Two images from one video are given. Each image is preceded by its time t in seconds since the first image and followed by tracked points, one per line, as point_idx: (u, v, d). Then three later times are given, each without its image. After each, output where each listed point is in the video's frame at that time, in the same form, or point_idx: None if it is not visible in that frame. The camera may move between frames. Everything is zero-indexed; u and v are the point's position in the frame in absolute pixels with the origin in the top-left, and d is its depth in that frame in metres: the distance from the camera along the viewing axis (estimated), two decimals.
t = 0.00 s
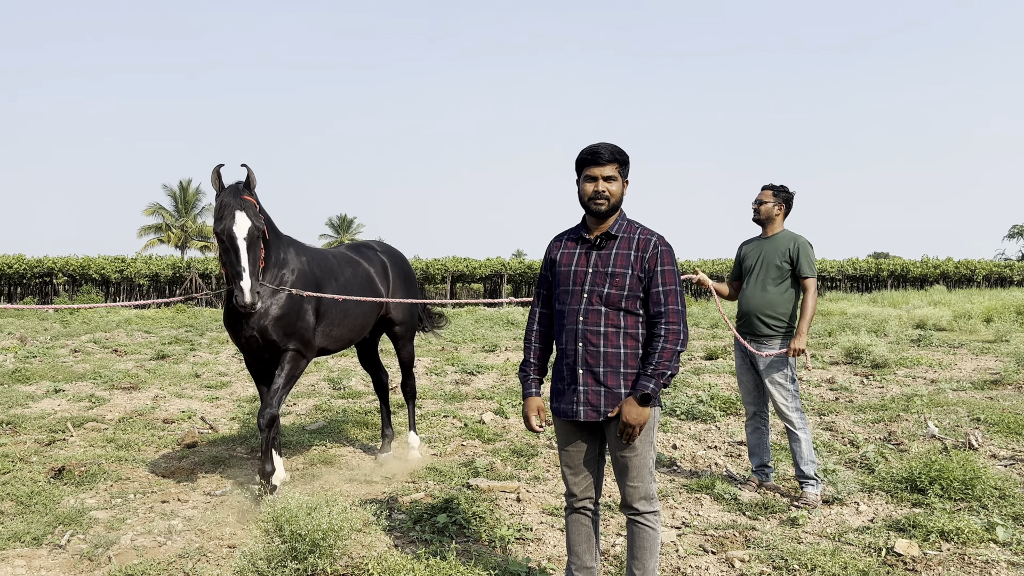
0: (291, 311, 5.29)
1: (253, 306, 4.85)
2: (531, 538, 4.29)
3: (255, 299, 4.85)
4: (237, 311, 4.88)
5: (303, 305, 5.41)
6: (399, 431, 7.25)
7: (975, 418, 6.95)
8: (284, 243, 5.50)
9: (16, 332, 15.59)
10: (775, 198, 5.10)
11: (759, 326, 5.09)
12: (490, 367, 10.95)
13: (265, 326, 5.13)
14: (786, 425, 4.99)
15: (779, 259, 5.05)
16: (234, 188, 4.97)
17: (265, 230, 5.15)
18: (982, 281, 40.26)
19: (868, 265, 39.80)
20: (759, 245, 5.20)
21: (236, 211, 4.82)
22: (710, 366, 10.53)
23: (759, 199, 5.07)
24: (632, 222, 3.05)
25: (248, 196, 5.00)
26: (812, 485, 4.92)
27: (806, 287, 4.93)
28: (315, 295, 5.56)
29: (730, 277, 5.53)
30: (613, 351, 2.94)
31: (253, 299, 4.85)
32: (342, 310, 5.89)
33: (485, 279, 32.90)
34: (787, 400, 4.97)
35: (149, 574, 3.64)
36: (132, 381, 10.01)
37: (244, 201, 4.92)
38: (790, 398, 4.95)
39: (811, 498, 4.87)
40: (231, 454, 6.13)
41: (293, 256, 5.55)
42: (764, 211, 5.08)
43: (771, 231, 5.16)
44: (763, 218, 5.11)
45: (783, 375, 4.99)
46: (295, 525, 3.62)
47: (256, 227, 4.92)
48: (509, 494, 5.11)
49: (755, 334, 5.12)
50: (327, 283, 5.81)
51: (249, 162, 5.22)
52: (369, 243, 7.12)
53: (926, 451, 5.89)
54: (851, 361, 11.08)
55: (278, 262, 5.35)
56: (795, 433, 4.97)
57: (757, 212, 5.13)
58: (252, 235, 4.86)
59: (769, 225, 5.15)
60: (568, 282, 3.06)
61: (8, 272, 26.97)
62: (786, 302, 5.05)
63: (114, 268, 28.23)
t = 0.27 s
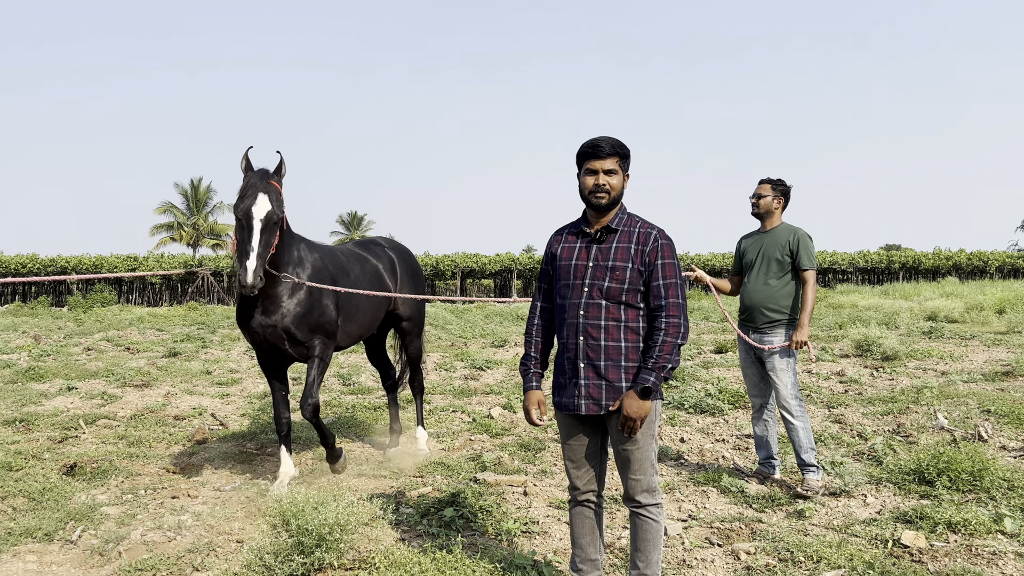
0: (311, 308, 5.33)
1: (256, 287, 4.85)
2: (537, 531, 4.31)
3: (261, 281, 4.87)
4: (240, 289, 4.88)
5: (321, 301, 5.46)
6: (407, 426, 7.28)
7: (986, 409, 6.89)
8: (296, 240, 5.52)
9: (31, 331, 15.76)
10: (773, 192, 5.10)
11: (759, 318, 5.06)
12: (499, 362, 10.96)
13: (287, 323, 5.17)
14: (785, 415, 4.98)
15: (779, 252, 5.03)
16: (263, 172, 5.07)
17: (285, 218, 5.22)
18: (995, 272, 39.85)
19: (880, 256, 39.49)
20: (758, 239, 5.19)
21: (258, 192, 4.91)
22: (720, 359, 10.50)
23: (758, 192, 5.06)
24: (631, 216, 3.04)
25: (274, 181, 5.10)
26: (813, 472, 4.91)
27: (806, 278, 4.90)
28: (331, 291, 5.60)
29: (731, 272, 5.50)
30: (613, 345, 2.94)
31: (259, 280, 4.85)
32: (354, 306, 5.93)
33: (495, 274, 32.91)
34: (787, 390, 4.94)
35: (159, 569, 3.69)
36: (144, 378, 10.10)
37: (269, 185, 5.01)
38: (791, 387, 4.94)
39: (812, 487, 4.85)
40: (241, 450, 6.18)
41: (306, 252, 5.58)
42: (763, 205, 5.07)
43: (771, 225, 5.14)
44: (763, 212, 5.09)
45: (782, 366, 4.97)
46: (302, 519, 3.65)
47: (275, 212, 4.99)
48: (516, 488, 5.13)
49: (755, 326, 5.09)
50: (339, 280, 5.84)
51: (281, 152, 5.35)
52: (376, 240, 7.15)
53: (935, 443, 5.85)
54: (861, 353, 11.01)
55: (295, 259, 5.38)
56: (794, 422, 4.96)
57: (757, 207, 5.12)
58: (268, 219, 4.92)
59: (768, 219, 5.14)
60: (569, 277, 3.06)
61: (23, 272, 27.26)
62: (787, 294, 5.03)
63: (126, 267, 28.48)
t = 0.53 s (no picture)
0: (335, 294, 5.34)
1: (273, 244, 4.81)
2: (548, 522, 4.31)
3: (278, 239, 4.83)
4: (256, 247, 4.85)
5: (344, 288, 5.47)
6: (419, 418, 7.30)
7: (1002, 399, 6.81)
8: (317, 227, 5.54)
9: (48, 327, 15.95)
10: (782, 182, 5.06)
11: (771, 309, 5.02)
12: (510, 354, 10.96)
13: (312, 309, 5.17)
14: (795, 407, 4.94)
15: (789, 242, 4.99)
16: (288, 140, 5.14)
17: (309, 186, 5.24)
18: (1012, 261, 39.32)
19: (895, 246, 39.08)
20: (767, 230, 5.14)
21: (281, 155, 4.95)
22: (732, 350, 10.44)
23: (768, 183, 5.01)
24: (639, 206, 3.02)
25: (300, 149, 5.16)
26: (816, 466, 4.84)
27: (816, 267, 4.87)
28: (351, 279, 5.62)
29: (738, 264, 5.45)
30: (621, 335, 2.93)
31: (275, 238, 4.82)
32: (372, 297, 5.94)
33: (506, 267, 32.89)
34: (797, 382, 4.90)
35: (172, 560, 3.73)
36: (159, 373, 10.21)
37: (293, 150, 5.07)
38: (802, 379, 4.89)
39: (814, 479, 4.78)
40: (254, 443, 6.24)
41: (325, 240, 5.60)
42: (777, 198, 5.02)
43: (779, 216, 5.10)
44: (774, 203, 5.04)
45: (793, 360, 4.92)
46: (313, 510, 3.67)
47: (297, 175, 5.00)
48: (528, 480, 5.14)
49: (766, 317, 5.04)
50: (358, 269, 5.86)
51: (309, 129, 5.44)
52: (391, 232, 7.16)
53: (950, 433, 5.78)
54: (876, 344, 10.91)
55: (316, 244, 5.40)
56: (803, 414, 4.93)
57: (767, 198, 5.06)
58: (289, 180, 4.93)
59: (777, 210, 5.09)
60: (576, 267, 3.05)
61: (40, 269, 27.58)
62: (797, 284, 4.99)
63: (141, 263, 28.74)
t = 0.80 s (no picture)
0: (357, 285, 5.33)
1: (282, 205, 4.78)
2: (559, 514, 4.30)
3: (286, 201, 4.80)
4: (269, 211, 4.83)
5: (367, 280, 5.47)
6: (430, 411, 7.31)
7: (1018, 390, 6.72)
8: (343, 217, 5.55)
9: (63, 322, 16.10)
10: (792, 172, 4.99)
11: (781, 299, 4.97)
12: (522, 347, 10.96)
13: (334, 299, 5.16)
14: (807, 399, 4.90)
15: (801, 233, 4.94)
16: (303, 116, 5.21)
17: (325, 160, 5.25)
18: None
19: (908, 237, 38.70)
20: (778, 222, 5.09)
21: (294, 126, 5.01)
22: (745, 343, 10.38)
23: (779, 174, 4.94)
24: (648, 197, 2.98)
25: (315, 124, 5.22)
26: (830, 458, 4.81)
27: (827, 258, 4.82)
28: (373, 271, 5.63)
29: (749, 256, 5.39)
30: (630, 327, 2.90)
31: (284, 199, 4.80)
32: (394, 290, 5.96)
33: (517, 260, 32.84)
34: (809, 373, 4.87)
35: (184, 553, 3.75)
36: (172, 367, 10.28)
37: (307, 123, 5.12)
38: (814, 371, 4.85)
39: (829, 471, 4.75)
40: (265, 437, 6.27)
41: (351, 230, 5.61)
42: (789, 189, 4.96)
43: (790, 207, 5.04)
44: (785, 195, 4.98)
45: (806, 351, 4.88)
46: (324, 504, 3.68)
47: (310, 143, 5.02)
48: (539, 472, 5.13)
49: (778, 308, 5.00)
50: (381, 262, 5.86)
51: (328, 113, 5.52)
52: (407, 224, 7.16)
53: (965, 425, 5.72)
54: (889, 335, 10.80)
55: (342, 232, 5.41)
56: (815, 406, 4.89)
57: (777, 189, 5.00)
58: (301, 149, 4.95)
59: (788, 201, 5.03)
60: (584, 259, 3.02)
61: (54, 264, 27.84)
62: (808, 275, 4.94)
63: (154, 258, 28.94)
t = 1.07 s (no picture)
0: (372, 278, 5.33)
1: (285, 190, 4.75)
2: (569, 508, 4.29)
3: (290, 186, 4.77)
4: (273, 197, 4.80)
5: (381, 273, 5.46)
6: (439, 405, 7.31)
7: None
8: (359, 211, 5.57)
9: (74, 316, 16.20)
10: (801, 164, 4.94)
11: (792, 293, 4.94)
12: (530, 341, 10.94)
13: (350, 292, 5.15)
14: (818, 392, 4.87)
15: (811, 227, 4.89)
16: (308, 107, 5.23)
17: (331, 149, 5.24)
18: None
19: (918, 230, 38.43)
20: (788, 216, 5.03)
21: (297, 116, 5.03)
22: (754, 336, 10.34)
23: (788, 168, 4.88)
24: (658, 189, 2.95)
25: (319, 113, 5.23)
26: (841, 451, 4.77)
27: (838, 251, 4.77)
28: (389, 265, 5.62)
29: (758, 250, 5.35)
30: (641, 320, 2.88)
31: (287, 184, 4.77)
32: (411, 285, 5.96)
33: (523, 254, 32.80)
34: (820, 366, 4.83)
35: (195, 547, 3.76)
36: (181, 361, 10.32)
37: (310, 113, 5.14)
38: (825, 364, 4.82)
39: (840, 465, 4.72)
40: (274, 431, 6.28)
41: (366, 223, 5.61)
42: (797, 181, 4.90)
43: (800, 201, 5.00)
44: (795, 188, 4.93)
45: (816, 344, 4.85)
46: (334, 498, 3.68)
47: (313, 131, 5.02)
48: (549, 466, 5.13)
49: (789, 302, 4.97)
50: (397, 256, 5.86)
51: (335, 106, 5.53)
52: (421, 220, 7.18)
53: (977, 418, 5.67)
54: (900, 328, 10.73)
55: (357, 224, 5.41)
56: (826, 400, 4.85)
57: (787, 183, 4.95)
58: (304, 136, 4.95)
59: (798, 195, 4.99)
60: (594, 252, 3.00)
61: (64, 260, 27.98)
62: (818, 269, 4.91)
63: (162, 253, 29.06)
